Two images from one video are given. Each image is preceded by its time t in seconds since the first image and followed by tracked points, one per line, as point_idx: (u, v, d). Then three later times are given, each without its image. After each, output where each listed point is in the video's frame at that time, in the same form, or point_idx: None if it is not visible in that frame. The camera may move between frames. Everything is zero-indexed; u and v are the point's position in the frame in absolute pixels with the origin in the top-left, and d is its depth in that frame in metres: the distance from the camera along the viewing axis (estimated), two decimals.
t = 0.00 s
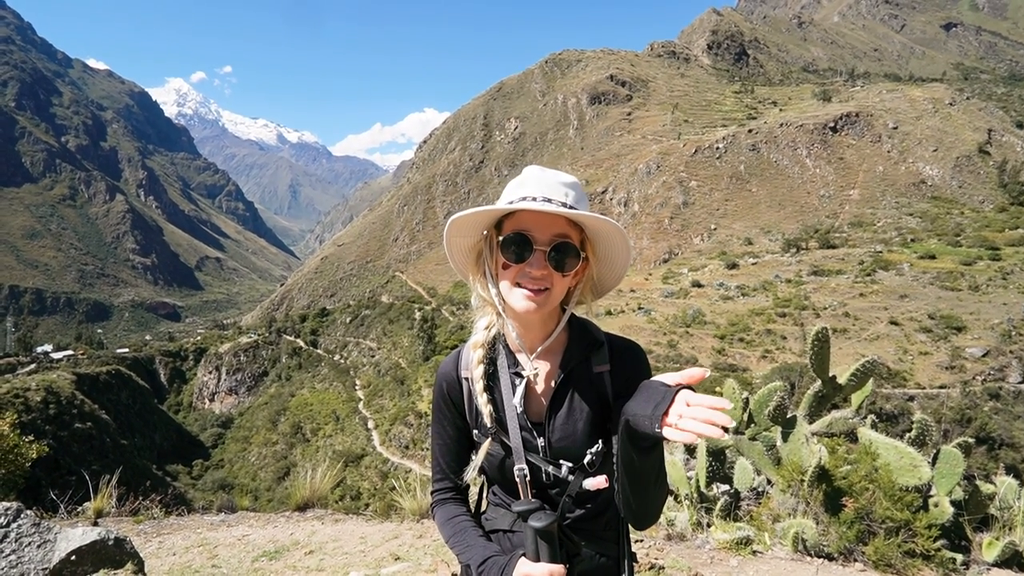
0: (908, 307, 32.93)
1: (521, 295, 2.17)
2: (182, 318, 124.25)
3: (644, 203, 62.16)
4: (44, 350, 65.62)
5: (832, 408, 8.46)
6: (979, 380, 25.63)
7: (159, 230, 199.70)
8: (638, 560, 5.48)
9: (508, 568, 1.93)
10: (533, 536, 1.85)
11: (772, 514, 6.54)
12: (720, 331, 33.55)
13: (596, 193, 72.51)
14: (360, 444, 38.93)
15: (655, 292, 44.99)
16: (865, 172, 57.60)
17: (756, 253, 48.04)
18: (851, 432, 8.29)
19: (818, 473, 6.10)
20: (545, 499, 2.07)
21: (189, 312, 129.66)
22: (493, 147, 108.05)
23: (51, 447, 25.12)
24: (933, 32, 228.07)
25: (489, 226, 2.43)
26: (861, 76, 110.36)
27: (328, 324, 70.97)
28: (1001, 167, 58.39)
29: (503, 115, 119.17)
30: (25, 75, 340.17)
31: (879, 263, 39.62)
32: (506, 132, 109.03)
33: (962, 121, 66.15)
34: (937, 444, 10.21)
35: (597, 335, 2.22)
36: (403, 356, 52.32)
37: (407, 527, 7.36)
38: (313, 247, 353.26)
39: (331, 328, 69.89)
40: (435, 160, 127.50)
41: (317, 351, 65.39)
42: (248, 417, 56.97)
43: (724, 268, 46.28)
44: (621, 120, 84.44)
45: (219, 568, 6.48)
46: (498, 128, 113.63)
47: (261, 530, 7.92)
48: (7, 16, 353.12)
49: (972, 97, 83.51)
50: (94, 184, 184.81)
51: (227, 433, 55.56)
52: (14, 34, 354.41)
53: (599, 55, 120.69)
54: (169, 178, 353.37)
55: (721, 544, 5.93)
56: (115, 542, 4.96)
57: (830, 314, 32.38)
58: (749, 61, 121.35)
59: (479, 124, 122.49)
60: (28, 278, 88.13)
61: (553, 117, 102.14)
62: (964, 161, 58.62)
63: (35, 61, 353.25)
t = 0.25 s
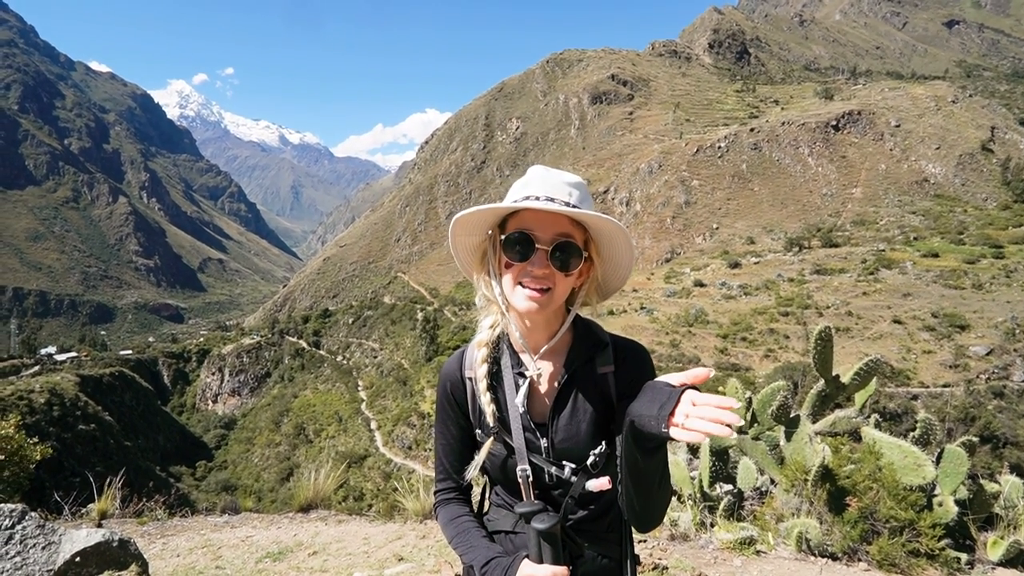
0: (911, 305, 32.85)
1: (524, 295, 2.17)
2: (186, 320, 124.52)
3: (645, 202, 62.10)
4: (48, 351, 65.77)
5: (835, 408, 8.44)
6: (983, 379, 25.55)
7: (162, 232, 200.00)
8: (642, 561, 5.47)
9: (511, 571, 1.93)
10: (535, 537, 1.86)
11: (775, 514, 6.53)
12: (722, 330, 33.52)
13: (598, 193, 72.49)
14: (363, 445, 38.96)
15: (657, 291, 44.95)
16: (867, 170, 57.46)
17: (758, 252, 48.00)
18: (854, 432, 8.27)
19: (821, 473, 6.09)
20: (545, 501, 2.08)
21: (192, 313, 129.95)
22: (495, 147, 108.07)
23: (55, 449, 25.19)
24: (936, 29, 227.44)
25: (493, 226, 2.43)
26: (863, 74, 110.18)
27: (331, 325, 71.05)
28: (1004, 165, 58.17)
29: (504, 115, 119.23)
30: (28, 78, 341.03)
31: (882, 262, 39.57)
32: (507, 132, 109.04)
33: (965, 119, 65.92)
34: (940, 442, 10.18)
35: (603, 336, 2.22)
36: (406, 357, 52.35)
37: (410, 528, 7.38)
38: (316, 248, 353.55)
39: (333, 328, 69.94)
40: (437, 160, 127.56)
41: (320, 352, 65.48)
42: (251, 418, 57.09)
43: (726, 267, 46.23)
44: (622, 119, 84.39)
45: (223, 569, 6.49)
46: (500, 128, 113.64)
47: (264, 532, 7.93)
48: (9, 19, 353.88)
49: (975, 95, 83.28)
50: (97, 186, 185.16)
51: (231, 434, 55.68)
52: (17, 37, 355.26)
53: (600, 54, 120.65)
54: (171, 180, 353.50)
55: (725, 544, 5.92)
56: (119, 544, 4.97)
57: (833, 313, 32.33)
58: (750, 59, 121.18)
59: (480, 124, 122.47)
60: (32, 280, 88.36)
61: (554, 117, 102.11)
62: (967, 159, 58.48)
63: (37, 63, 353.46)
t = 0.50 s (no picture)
0: (911, 302, 32.85)
1: (528, 288, 2.17)
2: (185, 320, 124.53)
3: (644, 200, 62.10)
4: (48, 352, 65.77)
5: (835, 405, 8.46)
6: (982, 375, 25.55)
7: (161, 232, 199.99)
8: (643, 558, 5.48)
9: (511, 568, 1.93)
10: (536, 530, 1.86)
11: (775, 511, 6.52)
12: (722, 328, 33.56)
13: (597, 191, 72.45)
14: (363, 444, 38.98)
15: (657, 289, 44.99)
16: (867, 167, 57.48)
17: (758, 249, 48.03)
18: (855, 429, 8.27)
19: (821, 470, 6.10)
20: (546, 497, 2.09)
21: (191, 313, 129.91)
22: (494, 146, 108.11)
23: (55, 450, 25.20)
24: (935, 25, 227.26)
25: (500, 220, 2.44)
26: (862, 70, 110.09)
27: (331, 324, 71.07)
28: (1003, 162, 58.15)
29: (503, 114, 119.21)
30: (27, 78, 340.67)
31: (882, 259, 39.57)
32: (506, 131, 108.97)
33: (964, 115, 65.87)
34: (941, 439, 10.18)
35: (609, 333, 2.21)
36: (406, 356, 52.35)
37: (411, 526, 7.39)
38: (315, 247, 353.49)
39: (333, 328, 69.93)
40: (436, 159, 127.55)
41: (320, 351, 65.52)
42: (252, 418, 57.13)
43: (726, 265, 46.24)
44: (621, 117, 84.32)
45: (224, 569, 6.49)
46: (499, 127, 113.56)
47: (265, 531, 7.94)
48: (7, 20, 353.40)
49: (974, 91, 83.26)
50: (96, 187, 185.04)
51: (231, 433, 55.77)
52: (14, 37, 354.30)
53: (599, 52, 120.52)
54: (170, 180, 353.52)
55: (725, 541, 5.93)
56: (120, 544, 4.98)
57: (833, 310, 32.33)
58: (749, 57, 121.10)
59: (479, 123, 122.37)
60: (31, 281, 88.31)
61: (553, 115, 102.02)
62: (967, 155, 58.47)
63: (35, 63, 353.40)
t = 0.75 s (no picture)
0: (908, 300, 32.92)
1: (536, 279, 2.15)
2: (183, 320, 124.35)
3: (642, 198, 62.12)
4: (45, 352, 65.61)
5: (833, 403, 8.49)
6: (979, 373, 25.63)
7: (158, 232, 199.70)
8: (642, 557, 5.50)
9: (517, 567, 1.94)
10: (542, 529, 1.86)
11: (774, 508, 6.55)
12: (720, 326, 33.60)
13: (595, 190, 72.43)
14: (361, 443, 38.95)
15: (655, 287, 45.00)
16: (863, 165, 57.60)
17: (756, 247, 48.10)
18: (854, 426, 8.28)
19: (820, 468, 6.11)
20: (554, 494, 2.08)
21: (189, 313, 129.73)
22: (492, 145, 108.05)
23: (53, 451, 25.15)
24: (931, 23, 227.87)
25: (505, 214, 2.44)
26: (859, 69, 110.22)
27: (329, 324, 71.01)
28: (999, 160, 58.31)
29: (500, 113, 119.15)
30: (22, 79, 339.76)
31: (879, 257, 39.64)
32: (504, 129, 108.95)
33: (960, 113, 66.00)
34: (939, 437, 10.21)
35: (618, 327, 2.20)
36: (404, 355, 52.35)
37: (410, 525, 7.39)
38: (313, 247, 353.19)
39: (331, 327, 69.84)
40: (433, 158, 127.46)
41: (318, 351, 65.45)
42: (250, 418, 57.07)
43: (724, 263, 46.28)
44: (619, 115, 84.35)
45: (223, 569, 6.48)
46: (496, 126, 113.50)
47: (263, 531, 7.93)
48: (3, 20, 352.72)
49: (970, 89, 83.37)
50: (93, 187, 184.74)
51: (229, 434, 55.72)
52: (10, 37, 353.28)
53: (596, 51, 120.47)
54: (167, 180, 353.06)
55: (723, 539, 5.94)
56: (118, 545, 4.96)
57: (830, 308, 32.37)
58: (746, 55, 121.18)
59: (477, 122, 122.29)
60: (28, 282, 88.13)
61: (551, 114, 101.98)
62: (963, 153, 58.60)
63: (32, 64, 352.91)
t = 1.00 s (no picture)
0: (907, 298, 32.97)
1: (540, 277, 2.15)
2: (182, 317, 124.33)
3: (642, 197, 62.11)
4: (44, 350, 65.63)
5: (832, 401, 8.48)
6: (978, 371, 25.69)
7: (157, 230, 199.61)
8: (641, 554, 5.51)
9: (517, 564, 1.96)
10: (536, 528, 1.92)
11: (773, 506, 6.56)
12: (719, 324, 33.65)
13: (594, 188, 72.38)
14: (361, 441, 38.97)
15: (654, 285, 45.03)
16: (863, 164, 57.63)
17: (755, 245, 48.13)
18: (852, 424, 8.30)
19: (818, 465, 6.12)
20: (553, 494, 2.08)
21: (188, 310, 129.72)
22: (491, 142, 107.99)
23: (52, 448, 25.19)
24: (931, 22, 227.67)
25: (508, 213, 2.44)
26: (858, 67, 110.17)
27: (328, 322, 71.01)
28: (999, 158, 58.25)
29: (500, 111, 119.06)
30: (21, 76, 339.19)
31: (878, 255, 39.67)
32: (503, 127, 108.93)
33: (960, 111, 65.96)
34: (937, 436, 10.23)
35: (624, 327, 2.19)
36: (403, 353, 52.36)
37: (408, 524, 7.37)
38: (312, 245, 353.12)
39: (330, 325, 69.84)
40: (433, 156, 127.50)
41: (317, 348, 65.47)
42: (249, 415, 57.12)
43: (723, 262, 46.30)
44: (618, 113, 84.24)
45: (222, 567, 6.49)
46: (496, 123, 113.45)
47: (263, 528, 7.94)
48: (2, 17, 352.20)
49: (970, 87, 83.38)
50: (92, 184, 184.64)
51: (229, 431, 55.78)
52: (9, 35, 352.62)
53: (596, 49, 120.38)
54: (166, 178, 352.81)
55: (722, 537, 5.95)
56: (117, 543, 4.95)
57: (829, 306, 32.41)
58: (746, 53, 121.09)
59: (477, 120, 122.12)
60: (27, 279, 88.11)
61: (550, 112, 101.88)
62: (963, 152, 58.64)
63: (31, 61, 352.55)
